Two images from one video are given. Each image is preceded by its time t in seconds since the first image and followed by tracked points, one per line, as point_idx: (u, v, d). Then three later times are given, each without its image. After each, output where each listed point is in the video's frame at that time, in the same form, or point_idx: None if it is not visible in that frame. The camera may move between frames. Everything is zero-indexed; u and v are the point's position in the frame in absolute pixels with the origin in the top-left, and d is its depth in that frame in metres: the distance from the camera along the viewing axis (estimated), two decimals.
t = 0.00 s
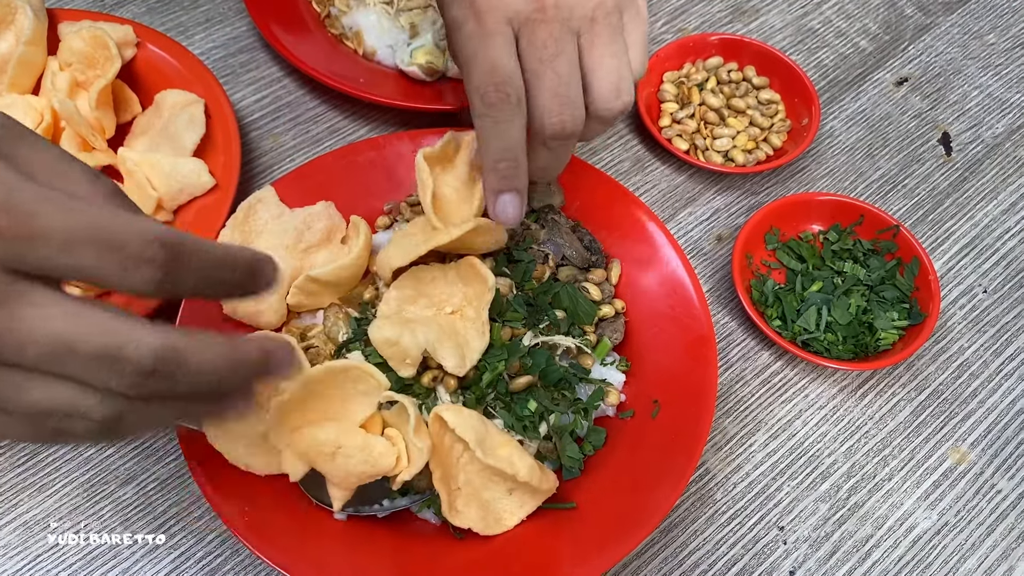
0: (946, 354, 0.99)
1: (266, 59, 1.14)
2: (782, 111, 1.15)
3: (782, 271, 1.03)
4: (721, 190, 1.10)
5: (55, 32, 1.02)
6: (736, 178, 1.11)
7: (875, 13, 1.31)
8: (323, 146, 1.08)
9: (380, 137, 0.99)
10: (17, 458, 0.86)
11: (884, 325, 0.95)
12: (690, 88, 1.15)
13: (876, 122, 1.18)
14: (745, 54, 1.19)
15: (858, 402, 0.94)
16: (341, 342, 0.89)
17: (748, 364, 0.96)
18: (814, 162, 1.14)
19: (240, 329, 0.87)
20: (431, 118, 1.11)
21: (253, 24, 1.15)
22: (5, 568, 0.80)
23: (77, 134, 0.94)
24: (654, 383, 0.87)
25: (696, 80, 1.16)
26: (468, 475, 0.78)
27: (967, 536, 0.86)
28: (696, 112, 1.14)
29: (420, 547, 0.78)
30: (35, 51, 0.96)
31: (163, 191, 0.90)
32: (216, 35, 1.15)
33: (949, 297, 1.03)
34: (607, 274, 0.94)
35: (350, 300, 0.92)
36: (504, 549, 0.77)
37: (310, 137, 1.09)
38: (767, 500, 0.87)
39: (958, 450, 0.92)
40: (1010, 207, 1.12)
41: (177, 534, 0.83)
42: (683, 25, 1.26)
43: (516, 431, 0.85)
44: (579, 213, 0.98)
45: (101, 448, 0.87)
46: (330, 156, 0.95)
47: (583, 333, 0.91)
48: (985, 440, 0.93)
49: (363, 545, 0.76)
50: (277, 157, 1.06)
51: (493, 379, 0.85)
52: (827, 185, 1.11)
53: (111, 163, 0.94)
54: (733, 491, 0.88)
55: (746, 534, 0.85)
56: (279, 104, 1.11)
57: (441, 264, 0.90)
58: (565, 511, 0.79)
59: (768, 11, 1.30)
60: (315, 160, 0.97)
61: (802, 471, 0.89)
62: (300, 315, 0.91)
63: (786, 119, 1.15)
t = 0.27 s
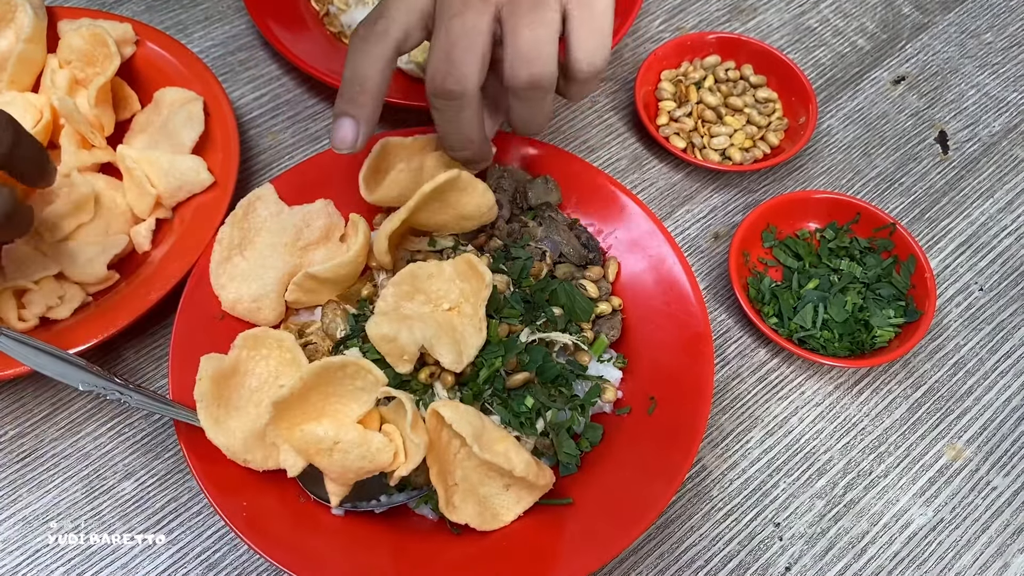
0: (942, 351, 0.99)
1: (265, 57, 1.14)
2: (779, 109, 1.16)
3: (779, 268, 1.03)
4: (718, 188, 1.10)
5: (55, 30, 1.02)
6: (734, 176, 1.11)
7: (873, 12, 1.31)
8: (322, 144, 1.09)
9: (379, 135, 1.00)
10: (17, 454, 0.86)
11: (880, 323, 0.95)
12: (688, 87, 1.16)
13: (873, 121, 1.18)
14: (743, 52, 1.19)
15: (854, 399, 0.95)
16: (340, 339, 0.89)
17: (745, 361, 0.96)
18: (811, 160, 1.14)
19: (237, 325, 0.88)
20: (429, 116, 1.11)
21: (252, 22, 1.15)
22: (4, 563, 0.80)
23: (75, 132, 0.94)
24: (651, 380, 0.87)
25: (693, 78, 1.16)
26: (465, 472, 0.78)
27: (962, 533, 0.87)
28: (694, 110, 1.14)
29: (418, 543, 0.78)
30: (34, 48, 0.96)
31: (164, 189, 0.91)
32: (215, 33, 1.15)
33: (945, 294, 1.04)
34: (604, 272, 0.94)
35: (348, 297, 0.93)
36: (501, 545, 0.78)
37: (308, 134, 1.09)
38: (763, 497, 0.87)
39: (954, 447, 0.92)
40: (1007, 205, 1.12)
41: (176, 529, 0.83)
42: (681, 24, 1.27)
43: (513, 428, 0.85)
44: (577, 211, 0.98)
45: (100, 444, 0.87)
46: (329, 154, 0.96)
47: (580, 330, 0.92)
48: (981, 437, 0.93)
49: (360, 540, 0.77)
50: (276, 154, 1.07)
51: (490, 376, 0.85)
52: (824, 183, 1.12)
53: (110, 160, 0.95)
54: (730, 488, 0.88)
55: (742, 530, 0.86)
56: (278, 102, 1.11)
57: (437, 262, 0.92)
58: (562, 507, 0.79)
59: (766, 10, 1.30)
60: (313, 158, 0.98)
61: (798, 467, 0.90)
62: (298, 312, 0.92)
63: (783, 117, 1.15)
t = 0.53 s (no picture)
0: (942, 351, 0.99)
1: (265, 56, 1.14)
2: (779, 109, 1.16)
3: (778, 268, 1.03)
4: (718, 187, 1.10)
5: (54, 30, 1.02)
6: (734, 176, 1.11)
7: (873, 12, 1.31)
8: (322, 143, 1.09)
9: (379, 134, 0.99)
10: (16, 452, 0.86)
11: (879, 323, 0.95)
12: (688, 86, 1.16)
13: (872, 121, 1.18)
14: (742, 52, 1.19)
15: (853, 399, 0.95)
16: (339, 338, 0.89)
17: (744, 361, 0.96)
18: (811, 161, 1.14)
19: (237, 324, 0.88)
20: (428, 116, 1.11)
21: (252, 21, 1.15)
22: (4, 562, 0.80)
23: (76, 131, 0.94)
24: (651, 380, 0.88)
25: (693, 78, 1.16)
26: (465, 470, 0.79)
27: (961, 533, 0.87)
28: (694, 110, 1.14)
29: (416, 542, 0.78)
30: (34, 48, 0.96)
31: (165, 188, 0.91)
32: (216, 32, 1.15)
33: (945, 295, 1.04)
34: (604, 271, 0.94)
35: (348, 296, 0.93)
36: (499, 544, 0.78)
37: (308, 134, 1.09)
38: (762, 497, 0.87)
39: (953, 447, 0.92)
40: (1006, 206, 1.12)
41: (175, 528, 0.83)
42: (681, 23, 1.27)
43: (512, 428, 0.85)
44: (576, 211, 0.98)
45: (99, 443, 0.87)
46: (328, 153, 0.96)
47: (579, 330, 0.92)
48: (980, 437, 0.93)
49: (359, 539, 0.77)
50: (276, 153, 1.07)
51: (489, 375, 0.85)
52: (823, 183, 1.12)
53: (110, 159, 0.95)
54: (729, 487, 0.88)
55: (741, 530, 0.86)
56: (278, 101, 1.11)
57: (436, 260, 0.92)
58: (561, 507, 0.80)
59: (766, 9, 1.30)
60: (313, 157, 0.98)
61: (797, 467, 0.90)
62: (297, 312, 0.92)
63: (783, 117, 1.15)
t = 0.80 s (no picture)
0: (946, 349, 0.99)
1: (267, 53, 1.14)
2: (783, 106, 1.15)
3: (782, 266, 1.03)
4: (721, 185, 1.10)
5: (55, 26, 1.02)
6: (737, 173, 1.11)
7: (877, 9, 1.31)
8: (324, 140, 1.08)
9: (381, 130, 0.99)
10: (17, 448, 0.86)
11: (883, 321, 0.95)
12: (691, 83, 1.15)
13: (877, 118, 1.18)
14: (746, 49, 1.19)
15: (857, 397, 0.94)
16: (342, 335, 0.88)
17: (748, 359, 0.96)
18: (815, 158, 1.13)
19: (238, 321, 0.87)
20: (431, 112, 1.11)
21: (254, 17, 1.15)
22: (4, 558, 0.80)
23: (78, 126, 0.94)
24: (654, 377, 0.87)
25: (697, 75, 1.16)
26: (468, 467, 0.79)
27: (966, 531, 0.86)
28: (697, 108, 1.13)
29: (419, 539, 0.78)
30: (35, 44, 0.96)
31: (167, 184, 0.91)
32: (218, 28, 1.15)
33: (949, 292, 1.03)
34: (607, 269, 0.94)
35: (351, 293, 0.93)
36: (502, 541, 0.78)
37: (311, 130, 1.09)
38: (766, 495, 0.87)
39: (958, 445, 0.92)
40: (1011, 203, 1.12)
41: (177, 525, 0.83)
42: (685, 20, 1.26)
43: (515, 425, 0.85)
44: (580, 207, 0.98)
45: (101, 440, 0.87)
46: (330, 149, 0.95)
47: (583, 327, 0.91)
48: (985, 435, 0.93)
49: (361, 536, 0.76)
50: (278, 150, 1.06)
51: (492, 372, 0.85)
52: (827, 181, 1.11)
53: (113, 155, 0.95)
54: (733, 485, 0.88)
55: (745, 528, 0.85)
56: (280, 97, 1.11)
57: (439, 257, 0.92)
58: (564, 504, 0.79)
59: (769, 7, 1.30)
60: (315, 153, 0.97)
61: (801, 465, 0.89)
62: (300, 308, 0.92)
63: (787, 114, 1.15)
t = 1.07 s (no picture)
0: (948, 349, 0.99)
1: (269, 52, 1.14)
2: (786, 106, 1.15)
3: (785, 266, 1.03)
4: (724, 184, 1.10)
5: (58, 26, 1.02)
6: (740, 173, 1.11)
7: (880, 10, 1.31)
8: (327, 139, 1.08)
9: (383, 130, 0.99)
10: (19, 447, 0.86)
11: (885, 321, 0.94)
12: (694, 83, 1.15)
13: (879, 118, 1.18)
14: (748, 49, 1.19)
15: (860, 397, 0.94)
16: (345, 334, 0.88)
17: (750, 359, 0.96)
18: (818, 158, 1.13)
19: (241, 321, 0.87)
20: (433, 112, 1.11)
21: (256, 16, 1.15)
22: (6, 557, 0.80)
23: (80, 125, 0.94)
24: (656, 377, 0.87)
25: (699, 74, 1.16)
26: (470, 467, 0.79)
27: (968, 531, 0.86)
28: (700, 107, 1.13)
29: (420, 539, 0.78)
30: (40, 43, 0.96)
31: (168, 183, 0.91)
32: (220, 27, 1.15)
33: (952, 293, 1.03)
34: (610, 268, 0.94)
35: (354, 292, 0.93)
36: (504, 541, 0.77)
37: (313, 130, 1.09)
38: (768, 495, 0.87)
39: (960, 445, 0.92)
40: (1014, 203, 1.12)
41: (178, 525, 0.83)
42: (687, 20, 1.26)
43: (517, 424, 0.85)
44: (582, 207, 0.98)
45: (103, 439, 0.87)
46: (333, 149, 0.95)
47: (585, 326, 0.91)
48: (987, 436, 0.93)
49: (363, 535, 0.76)
50: (281, 149, 1.06)
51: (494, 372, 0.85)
52: (830, 181, 1.11)
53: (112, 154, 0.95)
54: (735, 486, 0.88)
55: (747, 528, 0.85)
56: (282, 97, 1.11)
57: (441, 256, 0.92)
58: (566, 504, 0.79)
59: (772, 7, 1.30)
60: (318, 152, 0.97)
61: (804, 465, 0.89)
62: (302, 307, 0.92)
63: (789, 114, 1.15)
